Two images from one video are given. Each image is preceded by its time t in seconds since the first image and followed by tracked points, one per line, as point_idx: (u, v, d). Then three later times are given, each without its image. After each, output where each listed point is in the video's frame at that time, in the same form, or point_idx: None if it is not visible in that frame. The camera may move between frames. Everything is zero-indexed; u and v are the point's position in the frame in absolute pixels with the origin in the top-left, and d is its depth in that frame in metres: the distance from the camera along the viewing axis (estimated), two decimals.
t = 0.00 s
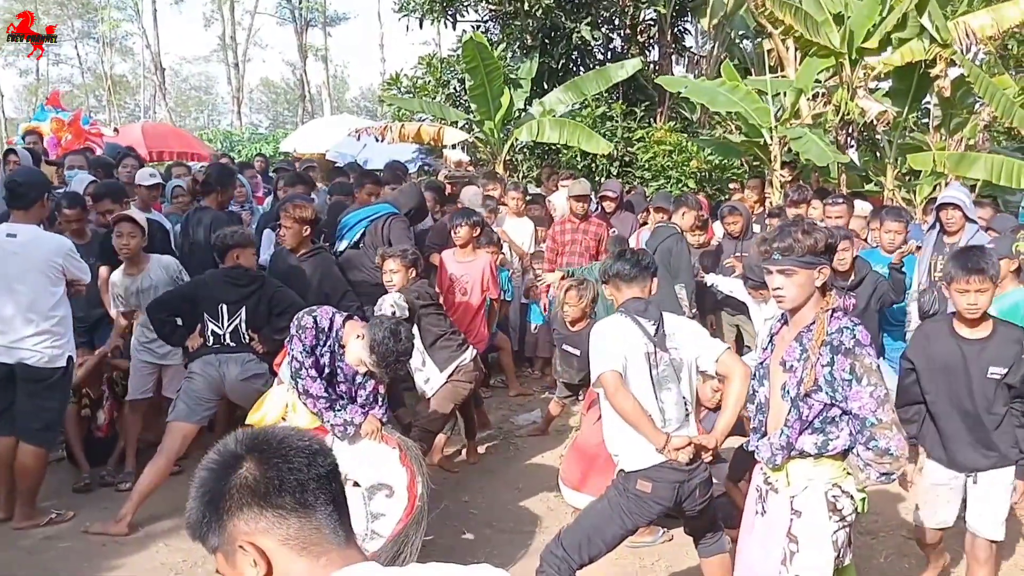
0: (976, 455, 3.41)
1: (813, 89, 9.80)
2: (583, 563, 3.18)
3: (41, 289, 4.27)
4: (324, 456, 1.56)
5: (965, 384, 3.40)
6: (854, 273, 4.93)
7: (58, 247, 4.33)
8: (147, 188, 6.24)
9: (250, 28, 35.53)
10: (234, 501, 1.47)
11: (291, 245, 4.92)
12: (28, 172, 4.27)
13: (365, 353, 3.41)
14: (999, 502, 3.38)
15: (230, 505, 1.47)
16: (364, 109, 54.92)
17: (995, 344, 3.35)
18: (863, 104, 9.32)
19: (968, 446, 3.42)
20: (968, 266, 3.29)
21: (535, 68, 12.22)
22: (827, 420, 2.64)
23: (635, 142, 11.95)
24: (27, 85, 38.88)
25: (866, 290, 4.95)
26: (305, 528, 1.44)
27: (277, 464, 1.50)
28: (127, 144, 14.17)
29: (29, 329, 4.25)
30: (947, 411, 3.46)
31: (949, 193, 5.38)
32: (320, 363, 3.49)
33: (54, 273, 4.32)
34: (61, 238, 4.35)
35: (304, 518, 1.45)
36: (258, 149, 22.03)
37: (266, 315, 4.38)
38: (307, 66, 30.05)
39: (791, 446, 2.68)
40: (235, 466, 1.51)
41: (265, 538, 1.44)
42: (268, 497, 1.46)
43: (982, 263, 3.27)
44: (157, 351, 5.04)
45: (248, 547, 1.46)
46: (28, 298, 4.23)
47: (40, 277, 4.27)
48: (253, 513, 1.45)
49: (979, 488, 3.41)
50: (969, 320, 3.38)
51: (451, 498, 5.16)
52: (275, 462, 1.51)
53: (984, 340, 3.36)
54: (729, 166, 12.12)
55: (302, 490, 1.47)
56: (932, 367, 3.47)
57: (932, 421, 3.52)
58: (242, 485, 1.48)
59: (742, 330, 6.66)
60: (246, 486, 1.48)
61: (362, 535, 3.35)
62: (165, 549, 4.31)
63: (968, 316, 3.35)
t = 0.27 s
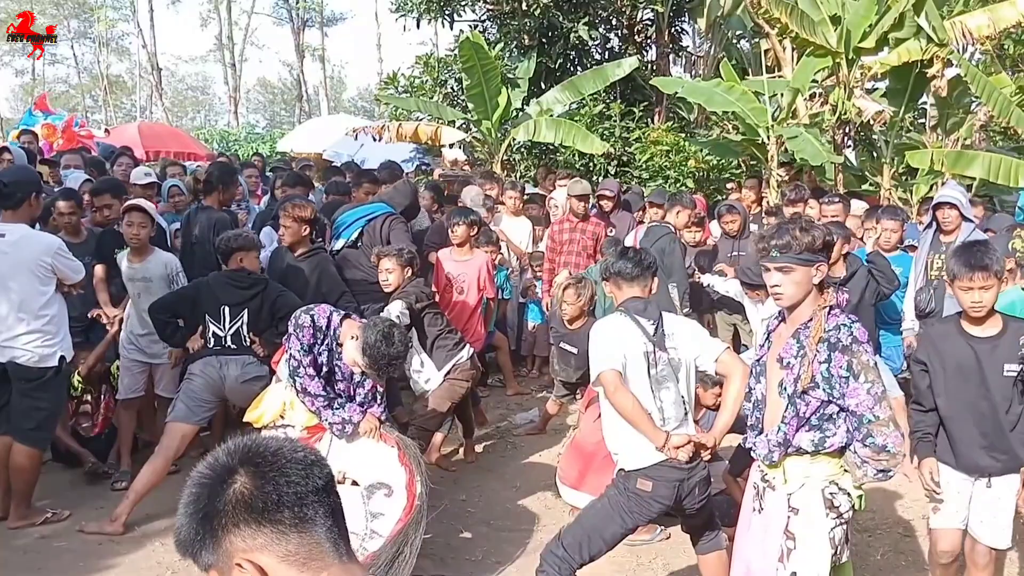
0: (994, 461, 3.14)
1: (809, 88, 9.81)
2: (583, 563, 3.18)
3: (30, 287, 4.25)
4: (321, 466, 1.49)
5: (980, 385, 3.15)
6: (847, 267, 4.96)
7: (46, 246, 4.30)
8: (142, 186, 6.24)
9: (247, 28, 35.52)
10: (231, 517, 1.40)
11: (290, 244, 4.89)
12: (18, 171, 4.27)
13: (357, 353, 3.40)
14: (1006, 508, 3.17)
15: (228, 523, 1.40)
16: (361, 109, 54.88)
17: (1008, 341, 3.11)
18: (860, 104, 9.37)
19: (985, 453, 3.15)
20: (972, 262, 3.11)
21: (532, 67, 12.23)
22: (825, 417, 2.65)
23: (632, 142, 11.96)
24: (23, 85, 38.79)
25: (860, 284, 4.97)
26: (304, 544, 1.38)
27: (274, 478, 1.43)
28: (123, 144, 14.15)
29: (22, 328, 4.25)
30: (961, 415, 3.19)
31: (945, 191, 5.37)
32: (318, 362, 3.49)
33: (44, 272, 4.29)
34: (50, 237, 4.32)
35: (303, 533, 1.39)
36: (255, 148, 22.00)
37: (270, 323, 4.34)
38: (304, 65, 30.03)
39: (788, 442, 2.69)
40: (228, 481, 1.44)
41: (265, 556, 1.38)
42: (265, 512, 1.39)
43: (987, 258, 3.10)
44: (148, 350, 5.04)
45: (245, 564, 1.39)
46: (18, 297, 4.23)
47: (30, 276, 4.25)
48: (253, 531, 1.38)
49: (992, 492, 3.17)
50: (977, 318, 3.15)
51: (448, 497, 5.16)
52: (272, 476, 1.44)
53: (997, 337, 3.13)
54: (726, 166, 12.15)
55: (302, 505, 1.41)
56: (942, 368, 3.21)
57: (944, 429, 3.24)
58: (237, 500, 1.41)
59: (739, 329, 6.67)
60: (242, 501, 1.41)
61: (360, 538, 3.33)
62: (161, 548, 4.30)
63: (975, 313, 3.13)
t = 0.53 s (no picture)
0: (999, 471, 3.09)
1: (806, 88, 9.83)
2: (585, 562, 3.19)
3: (21, 287, 4.24)
4: (321, 482, 1.36)
5: (982, 394, 3.08)
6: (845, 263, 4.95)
7: (37, 245, 4.28)
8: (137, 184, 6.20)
9: (244, 29, 35.48)
10: (220, 538, 1.28)
11: (287, 242, 4.89)
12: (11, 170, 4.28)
13: (352, 348, 3.39)
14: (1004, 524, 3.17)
15: (217, 544, 1.28)
16: (359, 109, 54.85)
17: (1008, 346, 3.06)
18: (858, 104, 9.41)
19: (989, 463, 3.09)
20: (966, 268, 3.03)
21: (530, 67, 12.23)
22: (822, 414, 2.66)
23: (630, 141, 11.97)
24: (20, 85, 38.74)
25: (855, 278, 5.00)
26: (298, 568, 1.28)
27: (269, 497, 1.30)
28: (120, 144, 14.14)
29: (16, 327, 4.24)
30: (963, 426, 3.11)
31: (943, 191, 5.38)
32: (314, 359, 3.50)
33: (35, 272, 4.28)
34: (43, 236, 4.31)
35: (297, 555, 1.28)
36: (253, 148, 22.00)
37: (271, 326, 4.35)
38: (302, 65, 30.02)
39: (785, 439, 2.70)
40: (218, 496, 1.31)
41: None
42: (257, 531, 1.27)
43: (983, 263, 3.02)
44: (143, 350, 5.05)
45: None
46: (9, 295, 4.21)
47: (21, 276, 4.24)
48: (244, 553, 1.27)
49: (993, 508, 3.16)
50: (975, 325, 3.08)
51: (446, 495, 5.16)
52: (267, 494, 1.30)
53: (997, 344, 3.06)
54: (724, 166, 12.19)
55: (297, 526, 1.29)
56: (941, 378, 3.13)
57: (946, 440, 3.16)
58: (227, 516, 1.29)
59: (736, 328, 6.67)
60: (233, 518, 1.29)
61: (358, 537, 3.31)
62: (157, 548, 4.30)
63: (973, 321, 3.06)
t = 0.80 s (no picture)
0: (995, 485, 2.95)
1: (803, 88, 9.83)
2: (580, 563, 3.19)
3: (22, 286, 4.23)
4: (318, 489, 1.36)
5: (976, 407, 2.90)
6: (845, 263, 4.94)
7: (40, 245, 4.28)
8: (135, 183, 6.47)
9: (242, 28, 35.40)
10: (214, 547, 1.29)
11: (285, 241, 4.88)
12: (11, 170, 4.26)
13: (348, 354, 3.41)
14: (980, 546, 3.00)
15: (211, 553, 1.29)
16: (357, 109, 54.79)
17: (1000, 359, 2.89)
18: (855, 103, 9.41)
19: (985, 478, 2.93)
20: (958, 274, 2.83)
21: (527, 66, 12.22)
22: (820, 413, 2.66)
23: (627, 141, 11.97)
24: (17, 85, 38.67)
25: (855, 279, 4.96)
26: None
27: (263, 507, 1.30)
28: (118, 144, 14.12)
29: (16, 327, 4.22)
30: (957, 440, 2.94)
31: (940, 189, 5.39)
32: (314, 361, 3.49)
33: (36, 272, 4.27)
34: (45, 236, 4.31)
35: (292, 563, 1.28)
36: (250, 148, 21.97)
37: (271, 327, 4.33)
38: (299, 65, 29.97)
39: (784, 438, 2.70)
40: (213, 502, 1.31)
41: None
42: (251, 540, 1.28)
43: (975, 268, 2.81)
44: (138, 348, 5.02)
45: None
46: (9, 295, 4.19)
47: (22, 276, 4.23)
48: (238, 563, 1.28)
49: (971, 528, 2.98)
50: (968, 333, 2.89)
51: (444, 495, 5.16)
52: (261, 504, 1.30)
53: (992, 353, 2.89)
54: (722, 165, 12.18)
55: (291, 537, 1.29)
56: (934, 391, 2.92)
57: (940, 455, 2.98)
58: (222, 522, 1.30)
59: (734, 327, 6.65)
60: (226, 525, 1.29)
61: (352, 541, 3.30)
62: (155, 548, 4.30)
63: (966, 330, 2.86)
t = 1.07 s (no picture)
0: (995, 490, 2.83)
1: (801, 87, 9.83)
2: (575, 561, 3.19)
3: (26, 287, 4.22)
4: (352, 441, 1.43)
5: (980, 415, 2.75)
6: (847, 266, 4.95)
7: (44, 245, 4.28)
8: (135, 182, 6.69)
9: (240, 28, 35.34)
10: (251, 488, 1.35)
11: (283, 240, 4.88)
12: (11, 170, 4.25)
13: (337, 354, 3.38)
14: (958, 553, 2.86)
15: (246, 493, 1.35)
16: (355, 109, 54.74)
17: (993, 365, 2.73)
18: (853, 102, 9.41)
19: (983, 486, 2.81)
20: (945, 281, 2.65)
21: (525, 66, 12.21)
22: (819, 412, 2.66)
23: (625, 140, 11.97)
24: (15, 86, 38.60)
25: (858, 280, 4.95)
26: (322, 525, 1.33)
27: (302, 449, 1.37)
28: (116, 144, 14.10)
29: (19, 327, 4.21)
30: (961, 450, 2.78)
31: (939, 189, 5.40)
32: (309, 363, 3.51)
33: (39, 272, 4.27)
34: (47, 237, 4.31)
35: (322, 510, 1.33)
36: (248, 148, 21.94)
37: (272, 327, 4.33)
38: (297, 65, 29.93)
39: (782, 438, 2.70)
40: (253, 445, 1.38)
41: (279, 532, 1.33)
42: (286, 483, 1.34)
43: (964, 273, 2.64)
44: (133, 349, 5.01)
45: (257, 536, 1.36)
46: (10, 296, 4.18)
47: (25, 276, 4.22)
48: (270, 504, 1.33)
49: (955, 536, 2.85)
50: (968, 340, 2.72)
51: (443, 495, 5.16)
52: (298, 449, 1.37)
53: (992, 356, 2.74)
54: (720, 164, 12.18)
55: (323, 484, 1.35)
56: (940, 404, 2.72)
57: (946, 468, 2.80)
58: (260, 464, 1.36)
59: (732, 327, 6.61)
60: (263, 467, 1.36)
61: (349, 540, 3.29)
62: (154, 548, 4.29)
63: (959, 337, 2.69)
